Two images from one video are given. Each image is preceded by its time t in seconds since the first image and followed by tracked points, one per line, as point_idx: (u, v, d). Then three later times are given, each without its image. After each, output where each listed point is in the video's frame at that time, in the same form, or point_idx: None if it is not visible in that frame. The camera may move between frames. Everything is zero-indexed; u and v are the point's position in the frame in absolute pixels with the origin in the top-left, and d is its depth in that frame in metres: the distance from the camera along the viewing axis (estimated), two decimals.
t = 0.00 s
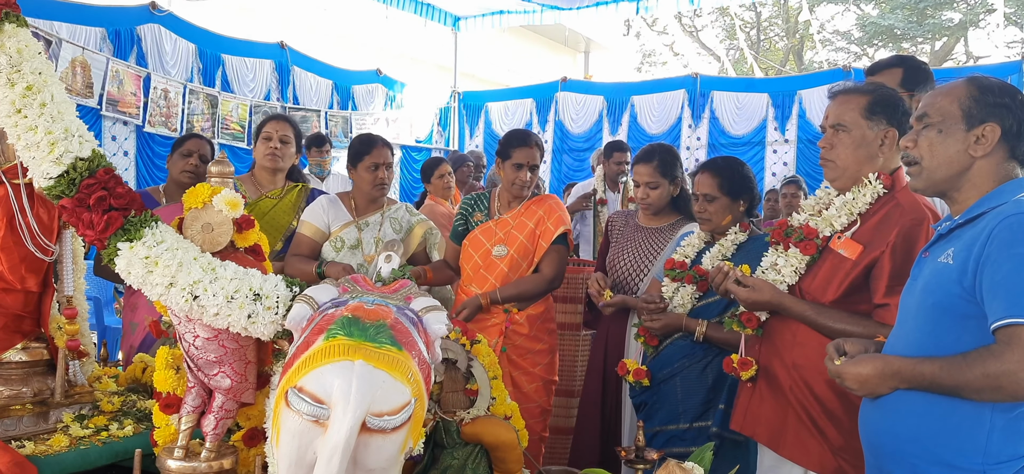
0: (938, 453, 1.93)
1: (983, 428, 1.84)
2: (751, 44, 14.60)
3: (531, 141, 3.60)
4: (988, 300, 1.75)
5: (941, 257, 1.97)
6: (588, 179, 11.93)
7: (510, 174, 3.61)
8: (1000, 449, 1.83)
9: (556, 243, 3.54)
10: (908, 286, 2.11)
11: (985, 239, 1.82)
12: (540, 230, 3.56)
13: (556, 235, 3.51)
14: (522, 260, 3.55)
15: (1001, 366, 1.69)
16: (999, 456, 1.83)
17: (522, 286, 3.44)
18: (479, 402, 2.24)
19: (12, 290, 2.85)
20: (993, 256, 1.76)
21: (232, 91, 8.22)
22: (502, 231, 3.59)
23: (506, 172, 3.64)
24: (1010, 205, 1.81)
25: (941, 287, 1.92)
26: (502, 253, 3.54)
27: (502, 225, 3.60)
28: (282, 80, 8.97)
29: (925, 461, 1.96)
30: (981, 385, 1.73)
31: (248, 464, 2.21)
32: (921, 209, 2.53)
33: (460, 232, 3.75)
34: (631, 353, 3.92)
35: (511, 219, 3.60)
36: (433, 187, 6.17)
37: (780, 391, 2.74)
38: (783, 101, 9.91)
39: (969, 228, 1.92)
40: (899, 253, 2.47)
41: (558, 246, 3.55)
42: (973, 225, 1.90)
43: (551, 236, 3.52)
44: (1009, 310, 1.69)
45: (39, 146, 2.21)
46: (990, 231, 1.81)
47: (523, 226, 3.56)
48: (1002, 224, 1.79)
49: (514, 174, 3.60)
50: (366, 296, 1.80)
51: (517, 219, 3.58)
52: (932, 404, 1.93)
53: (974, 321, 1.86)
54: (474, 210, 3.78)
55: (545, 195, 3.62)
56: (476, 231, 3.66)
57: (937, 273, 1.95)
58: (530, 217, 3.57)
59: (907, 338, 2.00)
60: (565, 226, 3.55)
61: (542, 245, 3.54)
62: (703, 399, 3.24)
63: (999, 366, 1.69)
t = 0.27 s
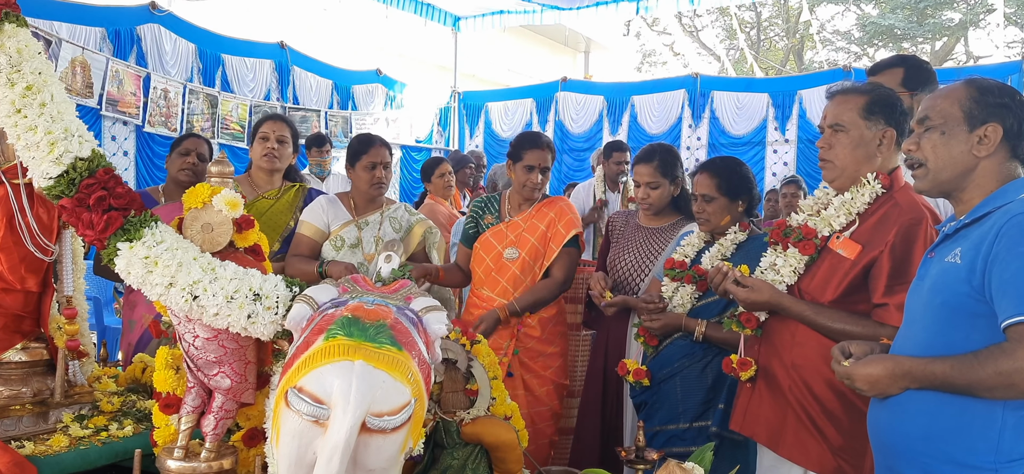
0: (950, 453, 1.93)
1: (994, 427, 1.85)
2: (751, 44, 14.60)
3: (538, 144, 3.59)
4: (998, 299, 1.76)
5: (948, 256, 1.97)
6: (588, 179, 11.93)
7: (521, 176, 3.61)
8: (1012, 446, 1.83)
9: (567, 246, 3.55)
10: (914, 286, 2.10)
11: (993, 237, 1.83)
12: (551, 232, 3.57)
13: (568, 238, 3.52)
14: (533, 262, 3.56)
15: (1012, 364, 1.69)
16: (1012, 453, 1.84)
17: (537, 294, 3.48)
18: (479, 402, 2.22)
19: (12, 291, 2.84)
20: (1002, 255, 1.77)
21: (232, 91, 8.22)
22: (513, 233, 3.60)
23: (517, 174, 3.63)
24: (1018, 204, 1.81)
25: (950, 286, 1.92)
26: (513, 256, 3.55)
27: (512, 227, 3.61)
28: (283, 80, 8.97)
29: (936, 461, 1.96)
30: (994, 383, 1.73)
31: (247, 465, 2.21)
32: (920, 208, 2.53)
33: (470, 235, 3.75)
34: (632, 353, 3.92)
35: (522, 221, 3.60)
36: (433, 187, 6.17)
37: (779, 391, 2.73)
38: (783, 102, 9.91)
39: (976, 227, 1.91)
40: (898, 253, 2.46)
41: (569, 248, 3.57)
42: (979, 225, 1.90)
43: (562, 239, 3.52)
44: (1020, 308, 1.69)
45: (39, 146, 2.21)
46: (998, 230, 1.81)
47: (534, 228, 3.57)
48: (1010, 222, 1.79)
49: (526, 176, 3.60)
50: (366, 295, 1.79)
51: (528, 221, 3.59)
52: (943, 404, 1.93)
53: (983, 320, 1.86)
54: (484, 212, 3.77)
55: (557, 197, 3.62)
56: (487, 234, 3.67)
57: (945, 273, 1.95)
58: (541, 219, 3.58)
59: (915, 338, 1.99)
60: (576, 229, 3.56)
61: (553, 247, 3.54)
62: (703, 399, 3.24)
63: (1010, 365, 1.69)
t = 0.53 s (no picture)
0: (957, 453, 1.92)
1: (1000, 426, 1.85)
2: (751, 44, 14.60)
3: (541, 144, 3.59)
4: (1004, 299, 1.76)
5: (951, 257, 1.97)
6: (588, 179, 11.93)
7: (525, 176, 3.61)
8: (1018, 445, 1.83)
9: (573, 248, 3.57)
10: (916, 287, 2.10)
11: (996, 238, 1.83)
12: (555, 233, 3.58)
13: (573, 239, 3.55)
14: (538, 263, 3.58)
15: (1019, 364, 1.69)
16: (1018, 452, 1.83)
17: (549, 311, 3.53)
18: (479, 402, 2.23)
19: (12, 291, 2.84)
20: (1006, 255, 1.77)
21: (232, 91, 8.23)
22: (516, 235, 3.60)
23: (519, 175, 3.62)
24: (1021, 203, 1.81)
25: (954, 287, 1.92)
26: (518, 258, 3.57)
27: (516, 229, 3.61)
28: (282, 80, 8.98)
29: (942, 461, 1.96)
30: (1001, 381, 1.73)
31: (247, 465, 2.21)
32: (918, 208, 2.53)
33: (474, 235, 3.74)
34: (631, 353, 3.92)
35: (526, 222, 3.61)
36: (433, 186, 6.17)
37: (779, 391, 2.73)
38: (783, 102, 9.91)
39: (977, 228, 1.91)
40: (897, 253, 2.46)
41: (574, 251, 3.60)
42: (981, 226, 1.90)
43: (570, 242, 3.55)
44: None
45: (39, 146, 2.20)
46: (1001, 230, 1.82)
47: (538, 229, 3.57)
48: (1013, 223, 1.79)
49: (529, 177, 3.59)
50: (366, 296, 1.79)
51: (531, 222, 3.59)
52: (947, 404, 1.93)
53: (988, 319, 1.86)
54: (489, 213, 3.76)
55: (562, 197, 3.63)
56: (490, 236, 3.66)
57: (948, 273, 1.95)
58: (545, 220, 3.58)
59: (919, 339, 2.00)
60: (580, 229, 3.58)
61: (559, 248, 3.57)
62: (703, 398, 3.24)
63: (1017, 363, 1.70)
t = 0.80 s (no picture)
0: (960, 453, 1.92)
1: (1004, 424, 1.85)
2: (751, 44, 14.60)
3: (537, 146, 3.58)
4: (1006, 299, 1.76)
5: (951, 257, 1.97)
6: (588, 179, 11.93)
7: (519, 179, 3.60)
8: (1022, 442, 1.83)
9: (575, 254, 3.56)
10: (916, 287, 2.10)
11: (997, 237, 1.83)
12: (555, 239, 3.57)
13: (574, 245, 3.54)
14: (539, 270, 3.58)
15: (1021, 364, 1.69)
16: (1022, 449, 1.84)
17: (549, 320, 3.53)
18: (479, 402, 2.23)
19: (12, 291, 2.85)
20: (1008, 255, 1.77)
21: (232, 91, 8.23)
22: (515, 242, 3.59)
23: (514, 177, 3.61)
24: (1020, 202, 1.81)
25: (954, 286, 1.92)
26: (517, 266, 3.56)
27: (514, 236, 3.60)
28: (282, 80, 8.98)
29: (944, 461, 1.96)
30: (1004, 381, 1.73)
31: (247, 465, 2.21)
32: (919, 208, 2.53)
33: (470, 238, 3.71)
34: (631, 352, 3.92)
35: (524, 228, 3.60)
36: (433, 186, 6.17)
37: (780, 391, 2.73)
38: (783, 102, 9.90)
39: (977, 228, 1.91)
40: (897, 252, 2.46)
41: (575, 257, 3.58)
42: (981, 225, 1.90)
43: (571, 248, 3.54)
44: None
45: (39, 146, 2.20)
46: (1001, 229, 1.82)
47: (537, 235, 3.56)
48: (1014, 222, 1.79)
49: (523, 179, 3.58)
50: (366, 296, 1.79)
51: (530, 228, 3.58)
52: (949, 404, 1.93)
53: (989, 319, 1.86)
54: (486, 216, 3.75)
55: (557, 201, 3.64)
56: (488, 243, 3.65)
57: (948, 273, 1.95)
58: (544, 225, 3.57)
59: (919, 339, 2.00)
60: (580, 235, 3.56)
61: (559, 254, 3.57)
62: (704, 398, 3.25)
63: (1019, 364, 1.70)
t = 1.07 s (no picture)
0: (961, 455, 1.92)
1: (1004, 424, 1.85)
2: (751, 44, 14.60)
3: (525, 143, 3.45)
4: (1004, 302, 1.75)
5: (950, 258, 1.97)
6: (588, 179, 11.92)
7: (506, 178, 3.48)
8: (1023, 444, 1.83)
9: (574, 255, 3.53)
10: (916, 288, 2.10)
11: (995, 239, 1.82)
12: (552, 240, 3.53)
13: (573, 245, 3.51)
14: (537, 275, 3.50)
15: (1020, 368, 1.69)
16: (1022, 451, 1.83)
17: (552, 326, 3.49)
18: (479, 402, 2.23)
19: (12, 291, 2.85)
20: (1005, 257, 1.76)
21: (232, 91, 8.23)
22: (510, 246, 3.51)
23: (501, 177, 3.50)
24: (1020, 203, 1.80)
25: (953, 288, 1.91)
26: (515, 271, 3.47)
27: (508, 240, 3.52)
28: (282, 80, 8.97)
29: (943, 461, 1.96)
30: (1002, 385, 1.72)
31: (247, 465, 2.21)
32: (919, 208, 2.53)
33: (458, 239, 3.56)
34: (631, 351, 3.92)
35: (517, 231, 3.53)
36: (433, 186, 6.16)
37: (780, 391, 2.73)
38: (783, 101, 9.90)
39: (976, 229, 1.91)
40: (897, 253, 2.46)
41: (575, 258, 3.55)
42: (980, 226, 1.90)
43: (572, 248, 3.50)
44: None
45: (39, 146, 2.20)
46: (1000, 231, 1.81)
47: (534, 238, 3.51)
48: (1011, 224, 1.78)
49: (511, 178, 3.47)
50: (366, 295, 1.79)
51: (525, 231, 3.52)
52: (948, 407, 1.93)
53: (988, 321, 1.86)
54: (474, 219, 3.63)
55: (547, 199, 3.59)
56: (480, 248, 3.54)
57: (947, 275, 1.94)
58: (539, 227, 3.52)
59: (919, 340, 2.00)
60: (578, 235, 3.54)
61: (559, 255, 3.52)
62: (707, 398, 3.27)
63: (1018, 368, 1.69)
